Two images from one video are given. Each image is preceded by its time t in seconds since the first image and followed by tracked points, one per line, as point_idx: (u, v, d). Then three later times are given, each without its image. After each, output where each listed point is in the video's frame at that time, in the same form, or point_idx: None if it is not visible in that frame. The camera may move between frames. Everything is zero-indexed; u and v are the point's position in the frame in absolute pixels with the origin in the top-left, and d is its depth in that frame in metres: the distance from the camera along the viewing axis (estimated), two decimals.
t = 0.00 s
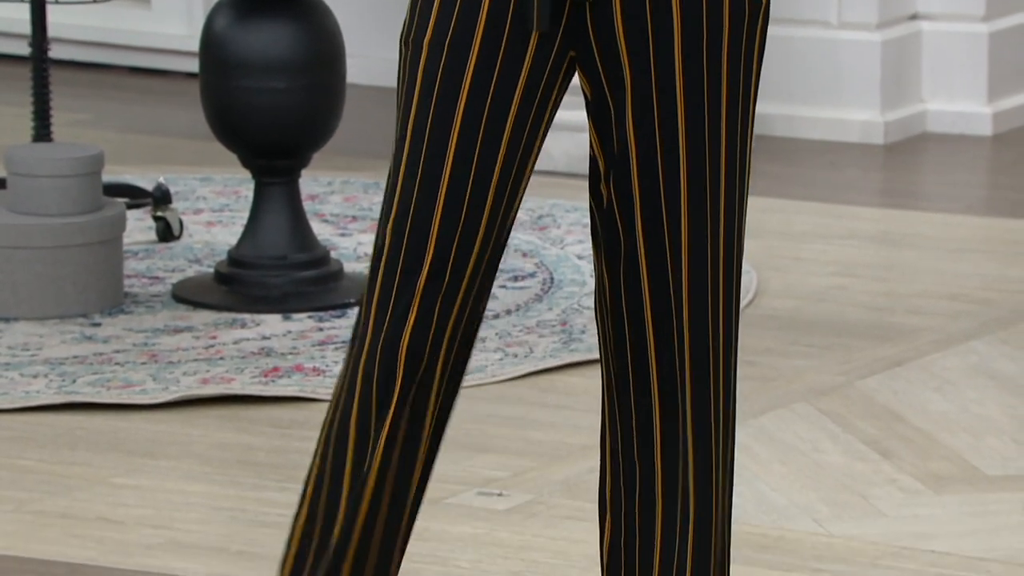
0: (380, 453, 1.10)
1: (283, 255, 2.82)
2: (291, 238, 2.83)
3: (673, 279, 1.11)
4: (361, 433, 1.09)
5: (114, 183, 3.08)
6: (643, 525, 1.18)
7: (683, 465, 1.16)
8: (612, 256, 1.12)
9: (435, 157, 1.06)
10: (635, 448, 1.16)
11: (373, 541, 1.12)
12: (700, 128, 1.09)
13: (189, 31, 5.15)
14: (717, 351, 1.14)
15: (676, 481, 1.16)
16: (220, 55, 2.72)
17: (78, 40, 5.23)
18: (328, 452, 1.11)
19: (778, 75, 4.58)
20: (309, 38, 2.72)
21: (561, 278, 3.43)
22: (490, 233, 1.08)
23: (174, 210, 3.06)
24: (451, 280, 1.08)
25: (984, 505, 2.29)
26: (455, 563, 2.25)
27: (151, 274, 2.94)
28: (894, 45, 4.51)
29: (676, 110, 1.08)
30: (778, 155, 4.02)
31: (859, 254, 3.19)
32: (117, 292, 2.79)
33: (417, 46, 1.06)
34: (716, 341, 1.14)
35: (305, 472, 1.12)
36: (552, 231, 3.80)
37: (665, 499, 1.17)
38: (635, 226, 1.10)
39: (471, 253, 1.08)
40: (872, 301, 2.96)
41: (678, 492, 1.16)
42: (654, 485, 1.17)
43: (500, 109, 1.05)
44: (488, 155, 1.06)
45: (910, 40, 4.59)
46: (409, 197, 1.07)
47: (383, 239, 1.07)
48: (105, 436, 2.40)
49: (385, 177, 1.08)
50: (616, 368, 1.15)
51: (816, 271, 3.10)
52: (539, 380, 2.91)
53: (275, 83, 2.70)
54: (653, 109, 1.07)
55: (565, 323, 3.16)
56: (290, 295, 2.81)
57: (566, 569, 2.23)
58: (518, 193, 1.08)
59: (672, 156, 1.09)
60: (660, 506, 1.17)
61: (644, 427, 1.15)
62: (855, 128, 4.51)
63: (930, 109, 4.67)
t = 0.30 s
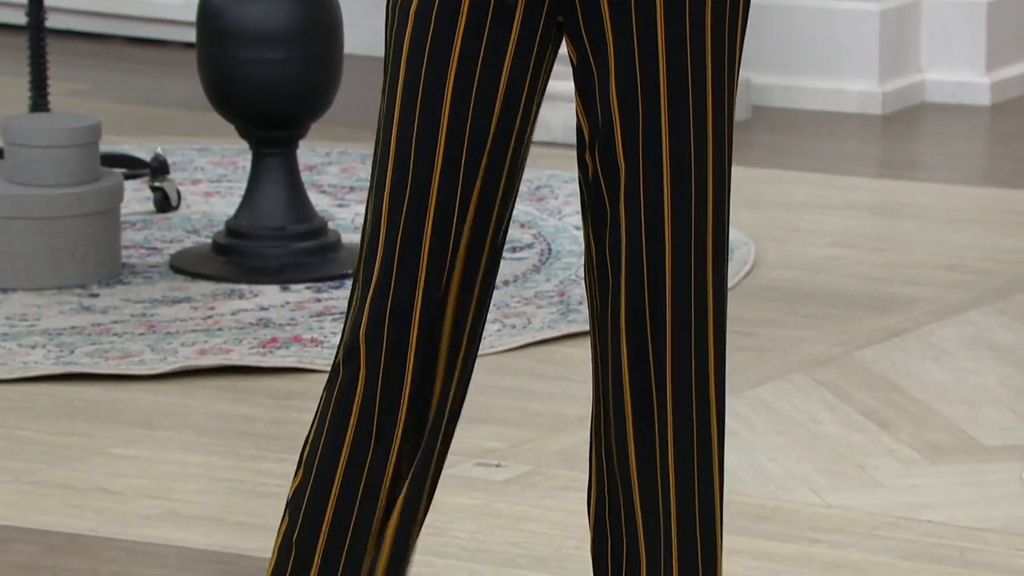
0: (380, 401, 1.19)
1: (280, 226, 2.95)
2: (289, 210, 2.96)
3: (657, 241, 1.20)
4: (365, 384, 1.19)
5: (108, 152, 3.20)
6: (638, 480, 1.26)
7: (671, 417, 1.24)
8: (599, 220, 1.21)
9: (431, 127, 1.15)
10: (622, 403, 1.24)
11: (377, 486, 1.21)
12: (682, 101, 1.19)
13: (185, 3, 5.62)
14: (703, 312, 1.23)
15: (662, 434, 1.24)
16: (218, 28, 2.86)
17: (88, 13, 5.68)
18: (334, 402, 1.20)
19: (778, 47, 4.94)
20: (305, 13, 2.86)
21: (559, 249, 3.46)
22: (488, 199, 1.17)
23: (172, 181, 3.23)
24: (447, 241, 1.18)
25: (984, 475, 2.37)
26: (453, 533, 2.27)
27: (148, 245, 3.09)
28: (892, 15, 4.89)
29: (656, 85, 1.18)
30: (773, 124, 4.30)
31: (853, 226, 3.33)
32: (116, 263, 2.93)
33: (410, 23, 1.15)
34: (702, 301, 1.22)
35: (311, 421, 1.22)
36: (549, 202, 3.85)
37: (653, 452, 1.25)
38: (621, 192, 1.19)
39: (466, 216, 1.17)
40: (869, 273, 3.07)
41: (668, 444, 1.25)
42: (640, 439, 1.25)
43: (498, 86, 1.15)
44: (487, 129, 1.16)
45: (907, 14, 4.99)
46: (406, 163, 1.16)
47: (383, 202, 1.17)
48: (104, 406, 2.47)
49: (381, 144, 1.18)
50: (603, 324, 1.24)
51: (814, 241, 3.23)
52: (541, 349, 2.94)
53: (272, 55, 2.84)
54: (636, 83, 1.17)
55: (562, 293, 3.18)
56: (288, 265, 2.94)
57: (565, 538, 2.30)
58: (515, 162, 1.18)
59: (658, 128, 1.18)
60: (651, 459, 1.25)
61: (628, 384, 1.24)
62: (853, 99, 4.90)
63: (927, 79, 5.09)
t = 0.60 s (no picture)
0: (371, 350, 1.27)
1: (278, 197, 3.13)
2: (286, 181, 3.14)
3: (644, 211, 1.25)
4: (357, 340, 1.27)
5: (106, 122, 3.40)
6: (624, 441, 1.31)
7: (654, 381, 1.29)
8: (600, 192, 1.28)
9: (432, 84, 1.23)
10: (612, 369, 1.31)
11: (368, 440, 1.29)
12: (683, 70, 1.23)
13: None
14: (690, 285, 1.27)
15: (643, 398, 1.29)
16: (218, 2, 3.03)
17: None
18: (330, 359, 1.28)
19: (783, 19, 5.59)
20: None
21: (557, 220, 3.60)
22: (476, 164, 1.24)
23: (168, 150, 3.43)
24: (440, 203, 1.25)
25: (982, 446, 2.44)
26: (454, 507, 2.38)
27: (146, 216, 3.27)
28: None
29: (658, 60, 1.23)
30: (774, 99, 4.57)
31: (854, 197, 3.49)
32: (113, 235, 3.10)
33: None
34: (690, 272, 1.27)
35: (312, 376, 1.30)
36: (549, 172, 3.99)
37: (632, 424, 1.31)
38: (615, 169, 1.25)
39: (459, 176, 1.24)
40: (865, 245, 3.19)
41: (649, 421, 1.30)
42: (623, 407, 1.31)
43: (495, 55, 1.22)
44: (482, 95, 1.23)
45: None
46: (402, 121, 1.23)
47: (384, 162, 1.24)
48: (101, 375, 2.57)
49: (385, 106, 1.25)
50: (605, 283, 1.30)
51: (814, 213, 3.37)
52: (540, 322, 3.03)
53: (270, 26, 3.01)
54: (634, 54, 1.22)
55: (562, 266, 3.30)
56: (287, 235, 3.12)
57: (560, 512, 2.38)
58: (506, 131, 1.24)
59: (650, 100, 1.23)
60: (632, 426, 1.31)
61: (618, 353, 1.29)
62: (853, 68, 5.54)
63: (926, 47, 5.76)
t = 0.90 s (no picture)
0: (371, 334, 1.28)
1: (277, 168, 3.26)
2: (284, 153, 3.27)
3: (651, 203, 1.26)
4: (359, 322, 1.27)
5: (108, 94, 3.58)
6: (636, 427, 1.32)
7: (665, 368, 1.30)
8: (603, 168, 1.28)
9: (431, 97, 1.23)
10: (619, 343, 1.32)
11: (367, 419, 1.30)
12: (690, 51, 1.23)
13: None
14: (701, 270, 1.28)
15: (659, 384, 1.30)
16: None
17: None
18: (331, 336, 1.29)
19: None
20: None
21: (555, 193, 3.71)
22: (476, 159, 1.25)
23: (167, 122, 3.60)
24: (441, 193, 1.25)
25: (978, 416, 2.50)
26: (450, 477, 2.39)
27: (146, 188, 3.43)
28: None
29: (664, 44, 1.22)
30: (770, 75, 4.87)
31: (850, 167, 3.67)
32: (112, 207, 3.26)
33: None
34: (701, 260, 1.27)
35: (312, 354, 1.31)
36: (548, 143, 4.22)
37: (648, 401, 1.31)
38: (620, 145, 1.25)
39: (459, 170, 1.25)
40: (869, 214, 3.33)
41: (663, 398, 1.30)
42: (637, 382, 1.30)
43: (495, 57, 1.22)
44: (482, 98, 1.23)
45: None
46: (402, 129, 1.23)
47: (384, 157, 1.24)
48: (99, 346, 2.60)
49: (383, 106, 1.25)
50: (608, 266, 1.31)
51: (812, 183, 3.53)
52: (539, 292, 3.07)
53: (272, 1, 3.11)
54: (640, 53, 1.22)
55: (560, 237, 3.36)
56: (285, 206, 3.25)
57: (558, 481, 2.39)
58: (507, 122, 1.25)
59: (656, 92, 1.23)
60: (643, 407, 1.31)
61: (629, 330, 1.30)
62: (851, 41, 5.88)
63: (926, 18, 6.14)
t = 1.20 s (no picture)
0: (368, 300, 1.27)
1: (275, 140, 3.40)
2: (282, 124, 3.42)
3: (650, 167, 1.26)
4: (357, 285, 1.27)
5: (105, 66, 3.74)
6: (640, 391, 1.33)
7: (666, 334, 1.30)
8: (607, 134, 1.28)
9: (431, 64, 1.22)
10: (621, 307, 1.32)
11: (363, 388, 1.30)
12: (693, 20, 1.23)
13: None
14: (703, 237, 1.28)
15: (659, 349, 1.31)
16: None
17: None
18: (328, 302, 1.28)
19: None
20: None
21: (554, 163, 3.76)
22: (476, 127, 1.24)
23: (164, 93, 3.79)
24: (440, 161, 1.24)
25: (975, 386, 2.52)
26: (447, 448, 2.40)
27: (144, 158, 3.59)
28: None
29: (667, 12, 1.22)
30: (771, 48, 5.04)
31: (846, 139, 3.76)
32: (110, 179, 3.39)
33: None
34: (701, 228, 1.28)
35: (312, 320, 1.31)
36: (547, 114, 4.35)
37: (647, 364, 1.32)
38: (623, 114, 1.26)
39: (459, 137, 1.24)
40: (868, 185, 3.38)
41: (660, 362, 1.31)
42: (636, 345, 1.32)
43: (495, 28, 1.22)
44: (482, 67, 1.23)
45: None
46: (402, 95, 1.23)
47: (384, 125, 1.24)
48: (98, 317, 2.60)
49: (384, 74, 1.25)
50: (610, 232, 1.32)
51: (810, 155, 3.60)
52: (537, 264, 3.08)
53: None
54: (643, 19, 1.22)
55: (557, 209, 3.38)
56: (284, 177, 3.39)
57: (556, 454, 2.39)
58: (507, 89, 1.24)
59: (660, 59, 1.23)
60: (647, 372, 1.32)
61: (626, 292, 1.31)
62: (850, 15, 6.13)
63: None
